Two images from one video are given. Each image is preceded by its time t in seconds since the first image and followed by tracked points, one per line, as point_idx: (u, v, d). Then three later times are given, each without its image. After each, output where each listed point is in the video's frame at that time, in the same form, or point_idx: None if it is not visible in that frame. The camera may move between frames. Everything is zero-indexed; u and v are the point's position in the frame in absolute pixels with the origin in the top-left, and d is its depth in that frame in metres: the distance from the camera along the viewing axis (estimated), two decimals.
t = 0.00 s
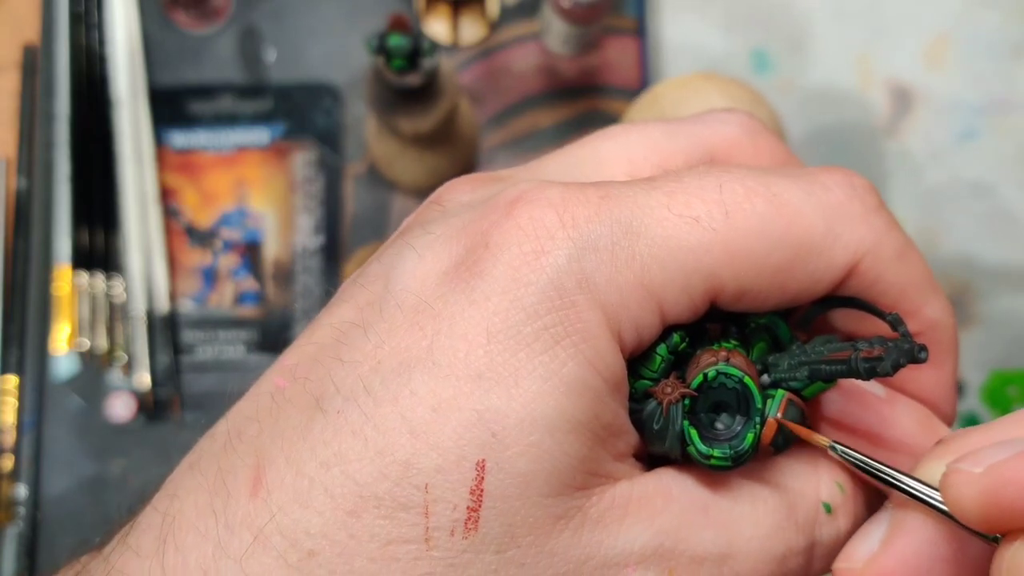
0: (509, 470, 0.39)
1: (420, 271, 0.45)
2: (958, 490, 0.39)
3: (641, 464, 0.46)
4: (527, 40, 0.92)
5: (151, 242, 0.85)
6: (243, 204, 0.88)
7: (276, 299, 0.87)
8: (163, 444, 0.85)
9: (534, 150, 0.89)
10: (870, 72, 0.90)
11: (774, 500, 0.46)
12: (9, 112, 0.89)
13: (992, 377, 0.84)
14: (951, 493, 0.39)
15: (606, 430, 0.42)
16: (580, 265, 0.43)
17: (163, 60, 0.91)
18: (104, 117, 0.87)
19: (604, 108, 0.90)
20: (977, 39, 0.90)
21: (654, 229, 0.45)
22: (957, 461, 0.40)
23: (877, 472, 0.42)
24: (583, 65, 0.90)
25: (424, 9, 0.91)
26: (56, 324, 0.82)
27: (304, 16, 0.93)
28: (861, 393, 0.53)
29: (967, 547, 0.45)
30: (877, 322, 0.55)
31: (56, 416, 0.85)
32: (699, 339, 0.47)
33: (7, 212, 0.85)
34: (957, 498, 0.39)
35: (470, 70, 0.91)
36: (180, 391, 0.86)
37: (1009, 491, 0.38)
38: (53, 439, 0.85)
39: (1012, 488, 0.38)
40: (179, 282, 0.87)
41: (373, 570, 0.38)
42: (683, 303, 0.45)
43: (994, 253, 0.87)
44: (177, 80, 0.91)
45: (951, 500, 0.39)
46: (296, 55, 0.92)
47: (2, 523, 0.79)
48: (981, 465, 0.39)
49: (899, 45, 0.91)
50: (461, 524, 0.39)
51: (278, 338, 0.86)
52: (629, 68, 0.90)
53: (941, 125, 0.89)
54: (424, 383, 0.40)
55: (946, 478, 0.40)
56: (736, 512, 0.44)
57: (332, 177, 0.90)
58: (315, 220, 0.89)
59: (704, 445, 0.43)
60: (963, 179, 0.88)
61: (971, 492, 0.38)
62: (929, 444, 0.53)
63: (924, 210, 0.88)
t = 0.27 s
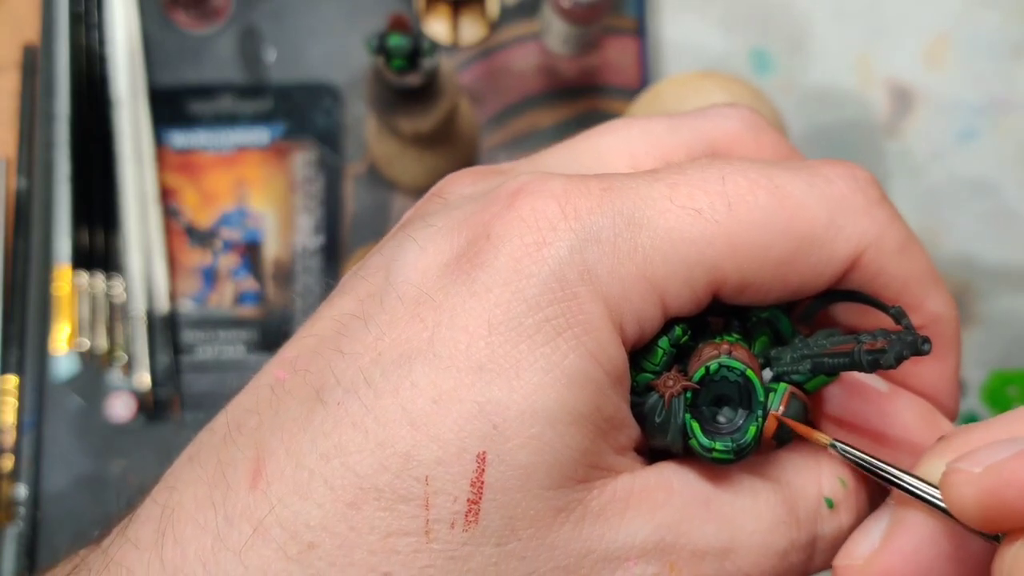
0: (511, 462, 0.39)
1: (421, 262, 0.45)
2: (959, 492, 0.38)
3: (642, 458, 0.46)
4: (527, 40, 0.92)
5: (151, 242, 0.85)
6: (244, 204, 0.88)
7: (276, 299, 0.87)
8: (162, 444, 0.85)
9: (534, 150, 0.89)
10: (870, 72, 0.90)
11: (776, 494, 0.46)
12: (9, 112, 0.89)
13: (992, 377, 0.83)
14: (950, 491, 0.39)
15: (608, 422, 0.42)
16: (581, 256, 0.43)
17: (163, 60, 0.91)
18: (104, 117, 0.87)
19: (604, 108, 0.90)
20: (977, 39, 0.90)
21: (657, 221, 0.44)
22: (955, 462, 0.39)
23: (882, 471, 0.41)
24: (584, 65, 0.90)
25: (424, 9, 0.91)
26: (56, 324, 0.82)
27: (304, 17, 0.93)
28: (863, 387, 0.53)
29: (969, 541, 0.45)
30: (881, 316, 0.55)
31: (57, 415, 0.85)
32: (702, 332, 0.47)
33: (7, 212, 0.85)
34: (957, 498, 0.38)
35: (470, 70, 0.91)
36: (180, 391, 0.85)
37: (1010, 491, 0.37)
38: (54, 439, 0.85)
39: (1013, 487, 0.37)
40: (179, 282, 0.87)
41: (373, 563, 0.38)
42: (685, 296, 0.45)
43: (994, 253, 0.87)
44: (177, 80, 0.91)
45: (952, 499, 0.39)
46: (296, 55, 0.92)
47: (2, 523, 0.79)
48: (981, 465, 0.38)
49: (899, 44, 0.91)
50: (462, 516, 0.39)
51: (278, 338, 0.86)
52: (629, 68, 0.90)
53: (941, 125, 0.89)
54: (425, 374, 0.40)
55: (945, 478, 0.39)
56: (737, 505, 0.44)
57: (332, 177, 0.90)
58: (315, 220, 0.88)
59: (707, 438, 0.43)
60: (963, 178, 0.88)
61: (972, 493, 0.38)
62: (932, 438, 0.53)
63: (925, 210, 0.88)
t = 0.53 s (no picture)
0: (511, 457, 0.39)
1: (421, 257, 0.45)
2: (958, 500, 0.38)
3: (643, 452, 0.45)
4: (527, 40, 0.92)
5: (151, 242, 0.85)
6: (244, 204, 0.88)
7: (276, 299, 0.87)
8: (162, 444, 0.85)
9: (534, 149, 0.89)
10: (870, 72, 0.90)
11: (777, 490, 0.46)
12: (9, 112, 0.89)
13: (992, 377, 0.83)
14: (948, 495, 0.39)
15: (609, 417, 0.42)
16: (582, 250, 0.43)
17: (163, 60, 0.91)
18: (104, 117, 0.87)
19: (604, 108, 0.90)
20: (977, 39, 0.90)
21: (657, 215, 0.44)
22: (953, 468, 0.39)
23: (876, 475, 0.41)
24: (584, 65, 0.90)
25: (424, 9, 0.91)
26: (56, 324, 0.82)
27: (304, 17, 0.93)
28: (863, 381, 0.52)
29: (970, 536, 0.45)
30: (881, 309, 0.55)
31: (57, 415, 0.85)
32: (703, 326, 0.47)
33: (7, 212, 0.85)
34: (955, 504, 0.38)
35: (470, 70, 0.91)
36: (180, 391, 0.85)
37: (1008, 499, 0.37)
38: (54, 439, 0.85)
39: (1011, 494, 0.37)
40: (179, 282, 0.87)
41: (373, 558, 0.38)
42: (686, 290, 0.45)
43: (994, 253, 0.87)
44: (178, 80, 0.91)
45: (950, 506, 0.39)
46: (296, 55, 0.93)
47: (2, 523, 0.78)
48: (978, 472, 0.38)
49: (899, 44, 0.91)
50: (462, 510, 0.39)
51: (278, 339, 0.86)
52: (629, 68, 0.90)
53: (941, 125, 0.89)
54: (425, 368, 0.40)
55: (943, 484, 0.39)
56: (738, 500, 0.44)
57: (332, 177, 0.90)
58: (315, 220, 0.88)
59: (707, 433, 0.43)
60: (964, 178, 0.88)
61: (971, 501, 0.37)
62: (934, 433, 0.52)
63: (925, 210, 0.88)
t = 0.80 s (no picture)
0: (509, 459, 0.39)
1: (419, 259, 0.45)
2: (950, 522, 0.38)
3: (641, 454, 0.46)
4: (527, 40, 0.92)
5: (151, 242, 0.85)
6: (243, 204, 0.88)
7: (276, 299, 0.87)
8: (163, 444, 0.85)
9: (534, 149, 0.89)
10: (870, 72, 0.90)
11: (775, 490, 0.46)
12: (9, 112, 0.89)
13: (992, 376, 0.83)
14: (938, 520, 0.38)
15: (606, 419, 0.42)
16: (580, 252, 0.43)
17: (162, 59, 0.91)
18: (104, 117, 0.87)
19: (603, 107, 0.90)
20: (977, 39, 0.90)
21: (655, 218, 0.44)
22: (941, 489, 0.39)
23: (871, 492, 0.40)
24: (583, 65, 0.90)
25: (424, 9, 0.91)
26: (56, 324, 0.82)
27: (303, 16, 0.93)
28: (860, 382, 0.53)
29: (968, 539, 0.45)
30: (879, 310, 0.56)
31: (57, 415, 0.85)
32: (700, 328, 0.47)
33: (7, 212, 0.85)
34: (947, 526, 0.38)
35: (469, 70, 0.91)
36: (180, 391, 0.85)
37: (999, 517, 0.37)
38: (54, 439, 0.85)
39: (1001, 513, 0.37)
40: (179, 282, 0.87)
41: (371, 560, 0.38)
42: (684, 292, 0.45)
43: (994, 253, 0.87)
44: (177, 80, 0.91)
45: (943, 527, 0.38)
46: (295, 55, 0.93)
47: (3, 523, 0.79)
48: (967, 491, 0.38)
49: (899, 44, 0.91)
50: (460, 512, 0.39)
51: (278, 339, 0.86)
52: (629, 68, 0.90)
53: (941, 125, 0.89)
54: (423, 370, 0.40)
55: (931, 502, 0.39)
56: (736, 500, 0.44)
57: (332, 177, 0.90)
58: (314, 220, 0.88)
59: (704, 434, 0.43)
60: (963, 178, 0.88)
61: (965, 519, 0.37)
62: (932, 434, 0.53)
63: (925, 210, 0.88)
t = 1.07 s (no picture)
0: (509, 462, 0.39)
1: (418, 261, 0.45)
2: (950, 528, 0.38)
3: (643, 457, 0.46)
4: (527, 40, 0.92)
5: (151, 242, 0.85)
6: (243, 204, 0.88)
7: (276, 299, 0.87)
8: (163, 444, 0.85)
9: (534, 150, 0.89)
10: (870, 72, 0.90)
11: (776, 493, 0.46)
12: (9, 112, 0.89)
13: (992, 377, 0.83)
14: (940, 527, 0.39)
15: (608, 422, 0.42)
16: (579, 254, 0.43)
17: (162, 60, 0.91)
18: (104, 117, 0.87)
19: (603, 108, 0.90)
20: (976, 39, 0.90)
21: (655, 220, 0.44)
22: (944, 497, 0.39)
23: (875, 501, 0.41)
24: (583, 66, 0.90)
25: (424, 9, 0.91)
26: (56, 324, 0.82)
27: (303, 16, 0.93)
28: (863, 385, 0.53)
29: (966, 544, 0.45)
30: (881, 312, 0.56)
31: (57, 415, 0.85)
32: (701, 330, 0.47)
33: (7, 212, 0.85)
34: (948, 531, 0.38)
35: (470, 70, 0.91)
36: (180, 391, 0.85)
37: (1001, 527, 0.37)
38: (54, 439, 0.85)
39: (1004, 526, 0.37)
40: (179, 282, 0.87)
41: (372, 564, 0.38)
42: (684, 295, 0.45)
43: (994, 253, 0.87)
44: (177, 80, 0.91)
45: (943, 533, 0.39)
46: (295, 55, 0.92)
47: (2, 523, 0.79)
48: (970, 500, 0.38)
49: (899, 44, 0.91)
50: (461, 517, 0.39)
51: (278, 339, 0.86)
52: (629, 68, 0.90)
53: (941, 125, 0.89)
54: (423, 374, 0.40)
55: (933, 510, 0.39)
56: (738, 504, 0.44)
57: (332, 177, 0.90)
58: (315, 220, 0.88)
59: (706, 437, 0.43)
60: (963, 179, 0.88)
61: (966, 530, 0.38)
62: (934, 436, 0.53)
63: (925, 210, 0.88)
